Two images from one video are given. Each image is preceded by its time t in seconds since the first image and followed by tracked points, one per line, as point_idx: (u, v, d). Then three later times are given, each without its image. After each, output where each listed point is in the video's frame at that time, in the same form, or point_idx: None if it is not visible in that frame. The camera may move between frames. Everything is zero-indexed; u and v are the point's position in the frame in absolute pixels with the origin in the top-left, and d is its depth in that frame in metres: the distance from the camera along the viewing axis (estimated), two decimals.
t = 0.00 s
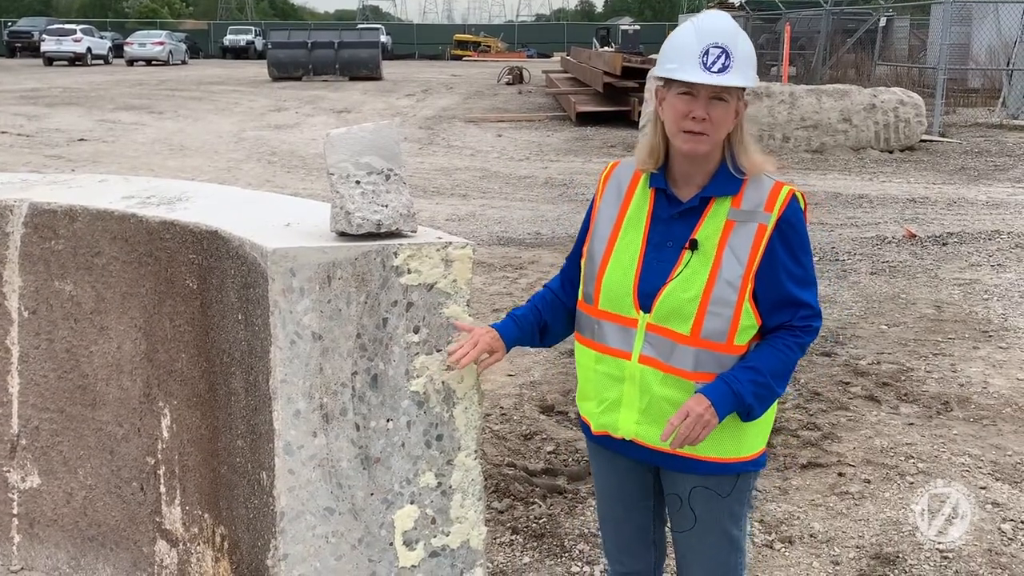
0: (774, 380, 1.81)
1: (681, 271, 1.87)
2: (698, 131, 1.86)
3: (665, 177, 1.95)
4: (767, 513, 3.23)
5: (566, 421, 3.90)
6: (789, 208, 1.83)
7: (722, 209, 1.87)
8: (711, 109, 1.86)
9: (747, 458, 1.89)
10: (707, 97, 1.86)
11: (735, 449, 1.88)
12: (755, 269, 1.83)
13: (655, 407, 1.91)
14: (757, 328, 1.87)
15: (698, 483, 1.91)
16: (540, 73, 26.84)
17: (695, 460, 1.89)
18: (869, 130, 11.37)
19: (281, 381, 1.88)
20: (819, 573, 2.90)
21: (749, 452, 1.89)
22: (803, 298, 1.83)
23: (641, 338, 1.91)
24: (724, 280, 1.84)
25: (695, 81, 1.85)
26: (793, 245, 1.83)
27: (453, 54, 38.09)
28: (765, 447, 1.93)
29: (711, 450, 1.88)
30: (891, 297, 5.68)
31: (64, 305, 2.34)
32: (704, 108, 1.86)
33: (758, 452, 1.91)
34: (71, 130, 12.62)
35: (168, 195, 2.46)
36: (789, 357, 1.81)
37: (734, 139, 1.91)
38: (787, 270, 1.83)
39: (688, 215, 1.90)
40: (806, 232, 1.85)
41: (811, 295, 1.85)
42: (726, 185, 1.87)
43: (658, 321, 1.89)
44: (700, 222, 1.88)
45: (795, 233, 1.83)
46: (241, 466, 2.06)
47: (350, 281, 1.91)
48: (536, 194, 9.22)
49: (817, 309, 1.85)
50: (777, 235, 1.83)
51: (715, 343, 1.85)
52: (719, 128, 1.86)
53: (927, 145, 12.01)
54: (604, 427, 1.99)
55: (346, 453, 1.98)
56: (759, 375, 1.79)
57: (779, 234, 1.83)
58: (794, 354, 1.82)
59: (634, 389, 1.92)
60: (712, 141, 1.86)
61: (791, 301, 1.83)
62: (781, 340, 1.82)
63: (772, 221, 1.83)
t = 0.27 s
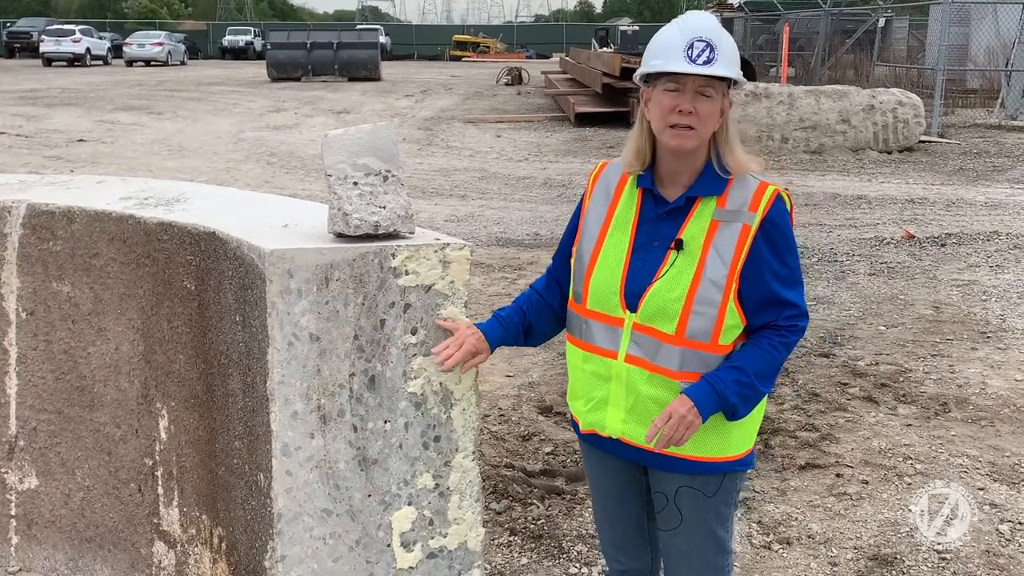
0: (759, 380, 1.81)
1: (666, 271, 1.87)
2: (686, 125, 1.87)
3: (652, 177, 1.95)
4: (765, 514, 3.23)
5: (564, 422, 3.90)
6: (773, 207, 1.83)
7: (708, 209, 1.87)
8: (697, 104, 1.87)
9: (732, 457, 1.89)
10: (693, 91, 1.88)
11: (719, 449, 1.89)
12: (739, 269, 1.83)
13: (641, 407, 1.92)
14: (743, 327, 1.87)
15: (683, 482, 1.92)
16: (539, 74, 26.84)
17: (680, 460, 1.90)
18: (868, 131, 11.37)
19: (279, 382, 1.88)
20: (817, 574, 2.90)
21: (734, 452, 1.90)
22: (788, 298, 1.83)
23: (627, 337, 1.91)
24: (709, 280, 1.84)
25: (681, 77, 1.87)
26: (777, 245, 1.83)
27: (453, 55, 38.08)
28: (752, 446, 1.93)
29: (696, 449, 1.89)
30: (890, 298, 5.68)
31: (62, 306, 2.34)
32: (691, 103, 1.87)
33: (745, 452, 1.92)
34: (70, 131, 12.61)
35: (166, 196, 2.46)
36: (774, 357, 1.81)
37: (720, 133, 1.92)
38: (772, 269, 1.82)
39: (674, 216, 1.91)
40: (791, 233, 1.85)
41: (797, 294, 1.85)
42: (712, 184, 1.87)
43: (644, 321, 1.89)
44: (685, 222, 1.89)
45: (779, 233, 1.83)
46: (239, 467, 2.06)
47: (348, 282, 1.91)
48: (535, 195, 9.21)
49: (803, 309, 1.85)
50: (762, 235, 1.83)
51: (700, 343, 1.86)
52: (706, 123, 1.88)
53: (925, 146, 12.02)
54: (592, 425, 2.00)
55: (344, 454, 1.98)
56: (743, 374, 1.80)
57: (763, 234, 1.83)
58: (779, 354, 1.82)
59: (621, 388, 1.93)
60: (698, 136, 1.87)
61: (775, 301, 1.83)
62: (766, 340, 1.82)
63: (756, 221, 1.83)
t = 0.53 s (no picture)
0: (745, 378, 1.81)
1: (653, 270, 1.88)
2: (673, 131, 1.87)
3: (641, 180, 1.96)
4: (763, 517, 3.23)
5: (563, 425, 3.90)
6: (758, 206, 1.83)
7: (693, 210, 1.87)
8: (684, 109, 1.87)
9: (719, 460, 1.89)
10: (680, 97, 1.87)
11: (707, 451, 1.89)
12: (725, 267, 1.83)
13: (628, 408, 1.92)
14: (730, 327, 1.87)
15: (670, 485, 1.92)
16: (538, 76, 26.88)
17: (667, 462, 1.90)
18: (867, 133, 11.38)
19: (276, 385, 1.89)
20: None
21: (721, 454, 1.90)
22: (774, 296, 1.82)
23: (615, 338, 1.92)
24: (694, 278, 1.84)
25: (667, 82, 1.87)
26: (763, 243, 1.83)
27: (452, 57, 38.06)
28: (740, 449, 1.93)
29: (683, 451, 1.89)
30: (888, 301, 5.69)
31: (60, 308, 2.34)
32: (677, 108, 1.87)
33: (732, 454, 1.91)
34: (69, 133, 12.62)
35: (164, 199, 2.46)
36: (760, 355, 1.81)
37: (707, 138, 1.92)
38: (757, 268, 1.82)
39: (662, 216, 1.91)
40: (778, 231, 1.85)
41: (784, 293, 1.84)
42: (698, 184, 1.87)
43: (631, 321, 1.89)
44: (672, 222, 1.89)
45: (765, 231, 1.83)
46: (236, 470, 2.06)
47: (346, 284, 1.91)
48: (534, 197, 9.22)
49: (790, 308, 1.85)
50: (747, 234, 1.83)
51: (687, 341, 1.86)
52: (693, 127, 1.88)
53: (924, 148, 12.03)
54: (583, 426, 2.01)
55: (342, 456, 1.98)
56: (728, 372, 1.79)
57: (748, 233, 1.83)
58: (766, 353, 1.82)
59: (610, 388, 1.94)
60: (686, 140, 1.87)
61: (761, 299, 1.83)
62: (752, 339, 1.82)
63: (741, 219, 1.83)
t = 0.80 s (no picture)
0: (737, 379, 1.80)
1: (647, 271, 1.87)
2: (670, 134, 1.87)
3: (637, 182, 1.96)
4: (764, 521, 3.22)
5: (563, 428, 3.89)
6: (752, 207, 1.82)
7: (687, 211, 1.87)
8: (681, 113, 1.87)
9: (715, 462, 1.89)
10: (676, 101, 1.87)
11: (702, 454, 1.88)
12: (718, 268, 1.82)
13: (623, 409, 1.92)
14: (724, 328, 1.86)
15: (666, 488, 1.91)
16: (538, 79, 26.88)
17: (662, 464, 1.90)
18: (867, 137, 11.38)
19: (276, 388, 1.88)
20: None
21: (718, 457, 1.89)
22: (766, 297, 1.81)
23: (610, 339, 1.91)
24: (687, 279, 1.83)
25: (663, 86, 1.86)
26: (757, 244, 1.82)
27: (453, 60, 38.07)
28: (737, 452, 1.92)
29: (678, 453, 1.88)
30: (889, 304, 5.69)
31: (60, 310, 2.33)
32: (674, 112, 1.87)
33: (728, 457, 1.91)
34: (69, 135, 12.62)
35: (164, 201, 2.46)
36: (753, 356, 1.80)
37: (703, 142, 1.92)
38: (751, 269, 1.81)
39: (656, 218, 1.91)
40: (772, 232, 1.84)
41: (779, 294, 1.83)
42: (692, 185, 1.87)
43: (625, 322, 1.89)
44: (667, 224, 1.88)
45: (758, 232, 1.82)
46: (236, 473, 2.05)
47: (346, 287, 1.91)
48: (534, 200, 9.22)
49: (785, 309, 1.83)
50: (740, 235, 1.82)
51: (680, 343, 1.85)
52: (689, 131, 1.87)
53: (925, 152, 12.02)
54: (580, 428, 2.00)
55: (342, 460, 1.97)
56: (721, 373, 1.78)
57: (742, 234, 1.82)
58: (761, 354, 1.80)
59: (605, 390, 1.93)
60: (683, 143, 1.87)
61: (755, 300, 1.81)
62: (746, 340, 1.81)
63: (733, 221, 1.82)
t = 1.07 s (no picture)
0: (738, 381, 1.79)
1: (649, 273, 1.87)
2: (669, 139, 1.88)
3: (638, 186, 1.96)
4: (766, 524, 3.21)
5: (564, 431, 3.88)
6: (753, 209, 1.82)
7: (689, 213, 1.87)
8: (679, 117, 1.88)
9: (717, 465, 1.88)
10: (674, 105, 1.88)
11: (704, 456, 1.88)
12: (719, 271, 1.82)
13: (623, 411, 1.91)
14: (725, 331, 1.85)
15: (669, 490, 1.91)
16: (539, 81, 26.90)
17: (664, 467, 1.90)
18: (869, 140, 11.38)
19: (278, 391, 1.88)
20: None
21: (720, 459, 1.88)
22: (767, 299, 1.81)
23: (612, 341, 1.91)
24: (687, 282, 1.83)
25: (662, 90, 1.87)
26: (758, 246, 1.81)
27: (455, 62, 38.09)
28: (739, 454, 1.92)
29: (681, 455, 1.88)
30: (891, 307, 5.68)
31: (61, 312, 2.33)
32: (672, 117, 1.88)
33: (731, 459, 1.90)
34: (71, 137, 12.63)
35: (166, 203, 2.46)
36: (755, 358, 1.79)
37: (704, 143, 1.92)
38: (752, 271, 1.81)
39: (658, 220, 1.90)
40: (774, 234, 1.83)
41: (781, 297, 1.83)
42: (694, 187, 1.86)
43: (627, 324, 1.89)
44: (668, 226, 1.88)
45: (759, 233, 1.81)
46: (237, 475, 2.05)
47: (348, 289, 1.91)
48: (536, 202, 9.21)
49: (787, 312, 1.82)
50: (741, 236, 1.81)
51: (681, 345, 1.85)
52: (687, 134, 1.88)
53: (927, 155, 12.01)
54: (582, 431, 2.00)
55: (344, 463, 1.97)
56: (722, 375, 1.78)
57: (743, 235, 1.81)
58: (762, 357, 1.80)
59: (606, 392, 1.93)
60: (682, 147, 1.87)
61: (756, 303, 1.81)
62: (747, 342, 1.81)
63: (735, 223, 1.81)
